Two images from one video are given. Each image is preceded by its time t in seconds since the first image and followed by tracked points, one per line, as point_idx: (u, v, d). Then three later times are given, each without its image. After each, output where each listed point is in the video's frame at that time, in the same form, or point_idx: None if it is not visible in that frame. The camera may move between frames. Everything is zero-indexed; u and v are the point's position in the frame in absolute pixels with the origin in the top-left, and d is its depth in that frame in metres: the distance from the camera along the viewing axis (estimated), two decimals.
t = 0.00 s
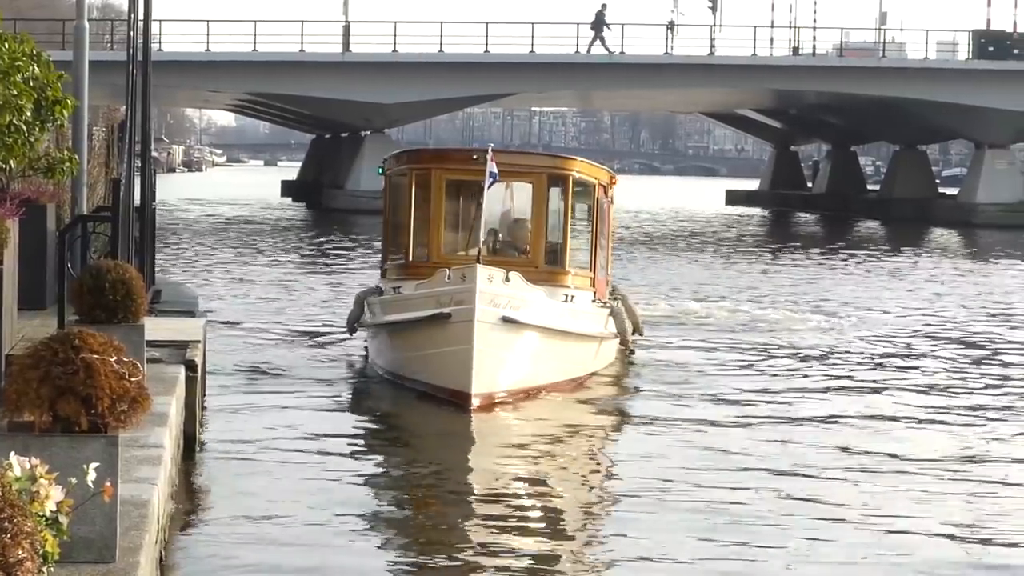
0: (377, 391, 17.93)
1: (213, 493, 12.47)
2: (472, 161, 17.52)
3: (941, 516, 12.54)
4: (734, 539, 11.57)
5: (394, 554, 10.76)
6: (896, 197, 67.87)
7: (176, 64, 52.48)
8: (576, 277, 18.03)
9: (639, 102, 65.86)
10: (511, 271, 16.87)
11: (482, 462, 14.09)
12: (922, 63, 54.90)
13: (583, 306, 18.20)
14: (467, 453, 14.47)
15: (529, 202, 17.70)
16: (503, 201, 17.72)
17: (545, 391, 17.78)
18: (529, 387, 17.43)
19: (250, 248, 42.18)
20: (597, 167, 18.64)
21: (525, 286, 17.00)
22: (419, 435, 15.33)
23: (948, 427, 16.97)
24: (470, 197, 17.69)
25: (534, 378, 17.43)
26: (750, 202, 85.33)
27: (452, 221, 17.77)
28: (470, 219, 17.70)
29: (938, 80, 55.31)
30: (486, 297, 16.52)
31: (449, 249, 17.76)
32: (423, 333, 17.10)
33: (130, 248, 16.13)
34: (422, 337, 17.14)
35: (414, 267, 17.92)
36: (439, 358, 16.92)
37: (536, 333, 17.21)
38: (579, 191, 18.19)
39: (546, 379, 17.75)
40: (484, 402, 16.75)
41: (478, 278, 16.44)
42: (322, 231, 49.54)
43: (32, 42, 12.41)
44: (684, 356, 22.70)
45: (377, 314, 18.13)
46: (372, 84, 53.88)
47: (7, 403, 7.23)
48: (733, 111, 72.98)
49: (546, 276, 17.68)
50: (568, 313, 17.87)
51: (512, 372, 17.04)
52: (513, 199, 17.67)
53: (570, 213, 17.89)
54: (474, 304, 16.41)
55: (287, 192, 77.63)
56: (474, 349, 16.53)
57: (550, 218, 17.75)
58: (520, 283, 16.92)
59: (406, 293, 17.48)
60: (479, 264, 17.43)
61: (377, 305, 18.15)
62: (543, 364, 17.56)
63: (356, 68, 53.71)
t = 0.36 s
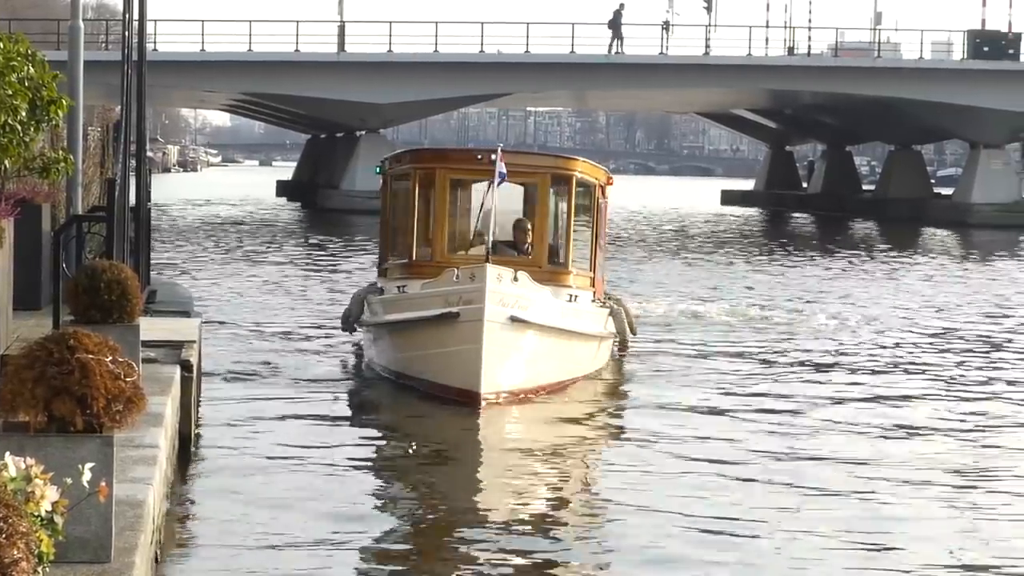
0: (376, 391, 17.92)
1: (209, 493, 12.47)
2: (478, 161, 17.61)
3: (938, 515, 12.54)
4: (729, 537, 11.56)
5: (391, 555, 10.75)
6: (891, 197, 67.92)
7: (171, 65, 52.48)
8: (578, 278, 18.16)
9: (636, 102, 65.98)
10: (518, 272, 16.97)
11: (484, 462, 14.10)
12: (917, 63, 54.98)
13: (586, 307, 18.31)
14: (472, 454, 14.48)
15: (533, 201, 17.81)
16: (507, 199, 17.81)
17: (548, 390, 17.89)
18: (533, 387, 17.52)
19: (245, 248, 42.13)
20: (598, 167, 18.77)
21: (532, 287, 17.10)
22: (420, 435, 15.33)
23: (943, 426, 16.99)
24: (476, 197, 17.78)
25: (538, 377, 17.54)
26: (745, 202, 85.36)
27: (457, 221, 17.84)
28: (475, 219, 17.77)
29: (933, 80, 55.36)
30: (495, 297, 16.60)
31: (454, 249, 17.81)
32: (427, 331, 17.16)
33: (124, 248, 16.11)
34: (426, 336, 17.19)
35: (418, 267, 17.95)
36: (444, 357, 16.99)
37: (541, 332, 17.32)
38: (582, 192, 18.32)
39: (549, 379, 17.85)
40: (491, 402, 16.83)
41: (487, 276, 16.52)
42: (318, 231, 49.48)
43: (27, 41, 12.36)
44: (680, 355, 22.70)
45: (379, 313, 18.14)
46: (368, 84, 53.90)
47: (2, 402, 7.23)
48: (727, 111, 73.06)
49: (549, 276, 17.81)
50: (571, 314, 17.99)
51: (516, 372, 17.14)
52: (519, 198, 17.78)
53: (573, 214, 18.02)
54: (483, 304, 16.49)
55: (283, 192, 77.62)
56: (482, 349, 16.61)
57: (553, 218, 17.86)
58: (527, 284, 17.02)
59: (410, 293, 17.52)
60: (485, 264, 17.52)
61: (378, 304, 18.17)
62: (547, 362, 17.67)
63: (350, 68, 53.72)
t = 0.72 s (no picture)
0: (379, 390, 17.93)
1: (206, 492, 12.49)
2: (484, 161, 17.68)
3: (935, 514, 12.55)
4: (726, 537, 11.56)
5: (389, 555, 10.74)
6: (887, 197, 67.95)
7: (168, 64, 52.46)
8: (581, 279, 18.25)
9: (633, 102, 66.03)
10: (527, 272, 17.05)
11: (492, 462, 14.13)
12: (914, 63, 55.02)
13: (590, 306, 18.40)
14: (479, 453, 14.50)
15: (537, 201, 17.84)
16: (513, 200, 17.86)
17: (554, 389, 17.96)
18: (539, 386, 17.60)
19: (241, 248, 42.07)
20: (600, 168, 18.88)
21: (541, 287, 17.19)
22: (422, 435, 15.34)
23: (940, 425, 17.00)
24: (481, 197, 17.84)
25: (544, 376, 17.61)
26: (742, 202, 85.37)
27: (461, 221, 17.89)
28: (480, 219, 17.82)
29: (929, 80, 55.38)
30: (506, 297, 16.68)
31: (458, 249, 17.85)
32: (436, 330, 17.23)
33: (121, 248, 16.10)
34: (435, 335, 17.26)
35: (421, 267, 17.94)
36: (452, 357, 17.05)
37: (547, 330, 17.41)
38: (585, 193, 18.43)
39: (554, 378, 17.92)
40: (500, 402, 16.91)
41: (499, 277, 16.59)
42: (314, 231, 49.42)
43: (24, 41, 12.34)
44: (678, 355, 22.69)
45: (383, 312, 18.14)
46: (364, 84, 53.89)
47: None
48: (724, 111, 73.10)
49: (554, 276, 17.88)
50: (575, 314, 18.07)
51: (524, 372, 17.21)
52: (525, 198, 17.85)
53: (577, 214, 18.11)
54: (495, 305, 16.57)
55: (280, 192, 77.63)
56: (492, 349, 16.69)
57: (559, 219, 17.94)
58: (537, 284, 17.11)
59: (416, 292, 17.55)
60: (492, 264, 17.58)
61: (382, 303, 18.17)
62: (553, 363, 17.74)
63: (348, 69, 53.75)
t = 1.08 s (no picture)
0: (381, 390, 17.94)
1: (203, 491, 12.50)
2: (489, 161, 17.71)
3: (930, 514, 12.57)
4: (722, 538, 11.58)
5: (386, 555, 10.74)
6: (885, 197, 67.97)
7: (165, 63, 52.45)
8: (582, 278, 18.32)
9: (630, 102, 66.10)
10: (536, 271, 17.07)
11: (498, 463, 14.15)
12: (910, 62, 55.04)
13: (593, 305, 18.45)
14: (484, 453, 14.51)
15: (542, 201, 17.90)
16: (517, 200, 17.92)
17: (559, 388, 18.03)
18: (545, 385, 17.63)
19: (238, 248, 42.07)
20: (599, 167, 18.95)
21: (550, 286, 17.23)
22: (420, 435, 15.35)
23: (937, 425, 17.01)
24: (485, 196, 17.86)
25: (550, 375, 17.64)
26: (738, 201, 85.37)
27: (466, 221, 17.90)
28: (484, 218, 17.85)
29: (926, 80, 55.38)
30: (516, 295, 16.71)
31: (462, 248, 17.87)
32: (444, 328, 17.23)
33: (117, 248, 16.07)
34: (443, 334, 17.27)
35: (424, 266, 17.95)
36: (460, 356, 17.10)
37: (553, 329, 17.47)
38: (587, 192, 18.50)
39: (561, 377, 17.96)
40: (510, 401, 16.95)
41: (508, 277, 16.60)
42: (312, 230, 49.42)
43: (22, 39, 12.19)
44: (673, 355, 22.72)
45: (386, 311, 18.13)
46: (362, 84, 53.86)
47: None
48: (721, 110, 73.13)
49: (557, 275, 17.94)
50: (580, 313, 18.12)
51: (531, 371, 17.25)
52: (529, 197, 17.90)
53: (579, 213, 18.19)
54: (504, 304, 16.59)
55: (277, 191, 77.61)
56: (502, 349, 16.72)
57: (562, 219, 18.01)
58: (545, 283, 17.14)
59: (421, 292, 17.55)
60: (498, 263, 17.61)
61: (385, 301, 18.16)
62: (558, 362, 17.78)
63: (345, 68, 53.73)
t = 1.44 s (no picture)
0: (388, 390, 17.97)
1: (204, 492, 12.50)
2: (496, 161, 17.70)
3: (930, 514, 12.58)
4: (723, 537, 11.58)
5: (389, 555, 10.73)
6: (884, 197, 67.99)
7: (165, 64, 52.46)
8: (586, 278, 18.35)
9: (629, 102, 66.13)
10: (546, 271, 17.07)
11: (510, 462, 14.17)
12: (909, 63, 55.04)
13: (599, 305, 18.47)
14: (492, 453, 14.53)
15: (547, 201, 17.92)
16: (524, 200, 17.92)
17: (569, 388, 18.05)
18: (555, 384, 17.64)
19: (237, 248, 42.08)
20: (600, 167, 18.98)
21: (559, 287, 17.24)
22: (421, 435, 15.35)
23: (937, 425, 17.03)
24: (492, 197, 17.85)
25: (558, 374, 17.65)
26: (737, 201, 85.39)
27: (472, 221, 17.88)
28: (491, 218, 17.84)
29: (925, 80, 55.38)
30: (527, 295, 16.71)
31: (469, 249, 17.86)
32: (454, 329, 17.25)
33: (116, 249, 16.08)
34: (452, 334, 17.29)
35: (430, 267, 17.92)
36: (471, 356, 17.10)
37: (563, 328, 17.50)
38: (590, 192, 18.53)
39: (569, 377, 17.98)
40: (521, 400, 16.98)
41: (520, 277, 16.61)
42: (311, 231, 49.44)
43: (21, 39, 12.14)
44: (673, 354, 22.72)
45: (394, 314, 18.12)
46: (361, 84, 53.86)
47: None
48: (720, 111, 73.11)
49: (563, 275, 17.96)
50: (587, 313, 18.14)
51: (541, 371, 17.26)
52: (535, 197, 17.91)
53: (584, 213, 18.21)
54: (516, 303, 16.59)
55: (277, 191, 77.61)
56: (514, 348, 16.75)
57: (568, 219, 18.04)
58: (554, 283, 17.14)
59: (430, 293, 17.54)
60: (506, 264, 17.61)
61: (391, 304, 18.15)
62: (566, 361, 17.79)
63: (344, 68, 53.68)
